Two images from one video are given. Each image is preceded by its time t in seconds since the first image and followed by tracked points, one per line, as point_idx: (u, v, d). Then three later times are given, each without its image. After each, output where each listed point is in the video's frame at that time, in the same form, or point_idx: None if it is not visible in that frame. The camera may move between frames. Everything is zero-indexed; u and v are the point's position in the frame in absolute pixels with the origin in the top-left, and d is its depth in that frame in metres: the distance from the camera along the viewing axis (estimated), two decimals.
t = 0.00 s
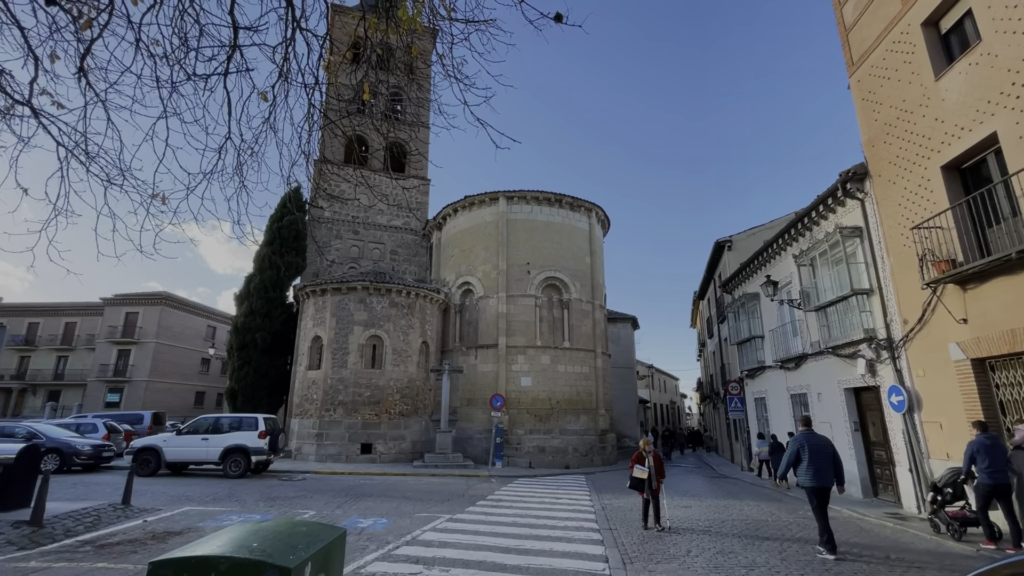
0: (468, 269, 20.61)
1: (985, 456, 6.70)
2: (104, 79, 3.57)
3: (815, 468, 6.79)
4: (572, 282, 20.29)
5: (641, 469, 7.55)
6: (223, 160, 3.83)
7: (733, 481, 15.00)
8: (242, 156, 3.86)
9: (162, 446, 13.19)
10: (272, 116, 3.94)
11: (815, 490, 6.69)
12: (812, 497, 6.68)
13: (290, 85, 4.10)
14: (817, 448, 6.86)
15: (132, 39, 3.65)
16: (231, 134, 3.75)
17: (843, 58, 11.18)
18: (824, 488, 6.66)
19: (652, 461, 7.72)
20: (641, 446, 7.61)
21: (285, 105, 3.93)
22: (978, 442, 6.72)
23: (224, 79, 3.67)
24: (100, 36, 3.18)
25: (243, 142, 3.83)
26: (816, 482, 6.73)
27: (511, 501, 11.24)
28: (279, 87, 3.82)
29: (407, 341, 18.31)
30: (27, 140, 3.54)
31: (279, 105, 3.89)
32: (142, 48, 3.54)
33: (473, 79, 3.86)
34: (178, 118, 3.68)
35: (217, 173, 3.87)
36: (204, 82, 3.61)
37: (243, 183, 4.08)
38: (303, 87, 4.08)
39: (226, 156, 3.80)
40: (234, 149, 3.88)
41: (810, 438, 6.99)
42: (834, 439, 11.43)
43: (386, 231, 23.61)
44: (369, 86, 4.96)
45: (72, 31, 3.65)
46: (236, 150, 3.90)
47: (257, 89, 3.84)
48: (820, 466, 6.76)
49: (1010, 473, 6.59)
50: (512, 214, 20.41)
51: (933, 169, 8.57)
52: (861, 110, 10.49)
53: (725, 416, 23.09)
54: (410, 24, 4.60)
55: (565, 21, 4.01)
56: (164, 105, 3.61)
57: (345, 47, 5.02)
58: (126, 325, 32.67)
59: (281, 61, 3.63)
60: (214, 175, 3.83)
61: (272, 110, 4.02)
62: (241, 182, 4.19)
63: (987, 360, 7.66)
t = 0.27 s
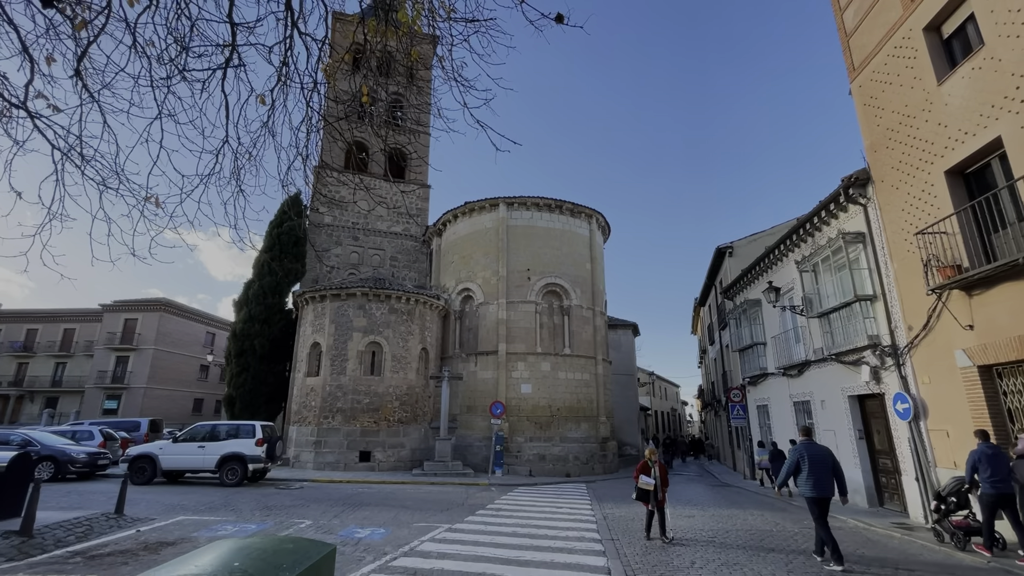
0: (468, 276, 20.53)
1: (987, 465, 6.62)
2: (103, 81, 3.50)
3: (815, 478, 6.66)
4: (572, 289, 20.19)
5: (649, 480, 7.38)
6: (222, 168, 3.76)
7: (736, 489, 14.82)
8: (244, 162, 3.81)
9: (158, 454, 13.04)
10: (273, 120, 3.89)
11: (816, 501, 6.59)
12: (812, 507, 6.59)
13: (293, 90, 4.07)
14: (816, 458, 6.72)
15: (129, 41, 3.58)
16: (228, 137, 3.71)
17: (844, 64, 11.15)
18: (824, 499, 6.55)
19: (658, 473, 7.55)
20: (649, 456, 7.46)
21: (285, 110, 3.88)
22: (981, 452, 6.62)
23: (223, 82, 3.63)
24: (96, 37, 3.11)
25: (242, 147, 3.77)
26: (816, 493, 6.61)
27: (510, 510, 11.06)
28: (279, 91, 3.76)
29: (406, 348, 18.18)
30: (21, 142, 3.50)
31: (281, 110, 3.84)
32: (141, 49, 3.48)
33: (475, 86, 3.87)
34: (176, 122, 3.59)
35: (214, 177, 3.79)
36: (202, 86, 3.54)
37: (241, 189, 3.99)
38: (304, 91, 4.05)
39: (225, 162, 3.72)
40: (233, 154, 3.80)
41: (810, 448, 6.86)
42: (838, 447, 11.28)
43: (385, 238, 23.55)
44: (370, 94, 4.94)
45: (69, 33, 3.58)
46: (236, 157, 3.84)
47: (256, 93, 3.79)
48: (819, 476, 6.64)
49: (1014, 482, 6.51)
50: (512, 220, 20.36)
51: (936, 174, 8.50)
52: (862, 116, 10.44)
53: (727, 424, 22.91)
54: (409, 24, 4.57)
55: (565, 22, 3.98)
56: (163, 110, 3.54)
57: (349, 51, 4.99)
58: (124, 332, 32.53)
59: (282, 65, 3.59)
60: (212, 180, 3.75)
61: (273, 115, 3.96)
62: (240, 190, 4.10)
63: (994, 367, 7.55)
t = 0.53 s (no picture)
0: (468, 282, 20.44)
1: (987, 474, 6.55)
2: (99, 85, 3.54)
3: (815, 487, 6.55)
4: (573, 295, 20.09)
5: (657, 489, 7.18)
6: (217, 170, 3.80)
7: (739, 498, 14.65)
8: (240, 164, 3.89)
9: (154, 462, 12.90)
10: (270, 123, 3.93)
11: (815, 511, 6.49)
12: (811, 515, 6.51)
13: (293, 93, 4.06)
14: (815, 466, 6.61)
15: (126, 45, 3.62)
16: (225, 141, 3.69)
17: (844, 69, 11.11)
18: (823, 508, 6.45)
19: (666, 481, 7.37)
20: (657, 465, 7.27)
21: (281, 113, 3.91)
22: (982, 460, 6.54)
23: (220, 85, 3.67)
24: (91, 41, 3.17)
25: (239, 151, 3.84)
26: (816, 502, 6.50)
27: (511, 519, 10.89)
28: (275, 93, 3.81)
29: (406, 354, 18.07)
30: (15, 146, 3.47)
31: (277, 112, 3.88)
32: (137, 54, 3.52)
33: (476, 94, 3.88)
34: (171, 125, 3.66)
35: (209, 180, 3.82)
36: (198, 89, 3.61)
37: (238, 193, 4.01)
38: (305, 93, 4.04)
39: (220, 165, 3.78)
40: (228, 157, 3.86)
41: (809, 455, 6.75)
42: (843, 455, 11.12)
43: (385, 244, 23.50)
44: (370, 103, 4.97)
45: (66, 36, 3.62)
46: (231, 160, 3.89)
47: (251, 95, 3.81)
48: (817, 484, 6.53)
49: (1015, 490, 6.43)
50: (512, 226, 20.31)
51: (940, 179, 8.43)
52: (864, 121, 10.38)
53: (729, 431, 22.72)
54: (409, 29, 4.56)
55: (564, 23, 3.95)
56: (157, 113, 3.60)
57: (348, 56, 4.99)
58: (124, 339, 32.43)
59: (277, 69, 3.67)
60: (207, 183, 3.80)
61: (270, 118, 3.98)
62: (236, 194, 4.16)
63: (1001, 374, 7.43)
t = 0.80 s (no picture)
0: (468, 287, 20.36)
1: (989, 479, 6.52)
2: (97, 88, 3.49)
3: (816, 492, 6.61)
4: (573, 300, 19.99)
5: (661, 493, 6.98)
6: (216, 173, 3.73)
7: (742, 505, 14.48)
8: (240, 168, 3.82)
9: (151, 469, 12.77)
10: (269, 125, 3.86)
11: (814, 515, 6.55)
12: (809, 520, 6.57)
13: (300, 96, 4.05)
14: (815, 472, 6.67)
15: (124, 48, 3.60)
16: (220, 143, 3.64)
17: (846, 72, 11.06)
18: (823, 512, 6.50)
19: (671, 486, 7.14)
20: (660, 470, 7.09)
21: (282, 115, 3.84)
22: (982, 465, 6.53)
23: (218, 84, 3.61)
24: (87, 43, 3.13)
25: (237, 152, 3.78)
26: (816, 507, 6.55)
27: (511, 526, 10.74)
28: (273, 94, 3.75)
29: (405, 360, 17.96)
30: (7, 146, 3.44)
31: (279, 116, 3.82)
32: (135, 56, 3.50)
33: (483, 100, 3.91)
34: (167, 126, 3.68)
35: (205, 183, 3.75)
36: (194, 90, 3.62)
37: (235, 196, 3.94)
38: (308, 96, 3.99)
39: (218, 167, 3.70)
40: (226, 160, 3.80)
41: (808, 461, 6.83)
42: (848, 461, 10.98)
43: (386, 249, 23.45)
44: (371, 110, 5.01)
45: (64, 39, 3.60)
46: (228, 161, 3.81)
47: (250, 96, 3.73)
48: (817, 490, 6.58)
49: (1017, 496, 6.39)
50: (513, 231, 20.25)
51: (944, 181, 8.35)
52: (866, 124, 10.31)
53: (731, 438, 22.54)
54: (405, 27, 4.54)
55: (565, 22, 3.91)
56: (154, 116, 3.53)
57: (348, 61, 5.02)
58: (123, 344, 32.35)
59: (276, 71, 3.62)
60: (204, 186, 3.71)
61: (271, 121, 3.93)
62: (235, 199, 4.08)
63: (1009, 379, 7.31)
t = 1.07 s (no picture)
0: (469, 291, 20.27)
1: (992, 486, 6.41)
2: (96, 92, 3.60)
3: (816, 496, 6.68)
4: (575, 304, 19.89)
5: (668, 497, 6.81)
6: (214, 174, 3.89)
7: (746, 512, 14.31)
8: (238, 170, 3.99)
9: (149, 474, 12.68)
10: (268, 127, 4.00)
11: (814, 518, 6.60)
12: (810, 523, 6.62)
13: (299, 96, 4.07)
14: (816, 477, 6.78)
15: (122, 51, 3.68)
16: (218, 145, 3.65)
17: (848, 74, 10.99)
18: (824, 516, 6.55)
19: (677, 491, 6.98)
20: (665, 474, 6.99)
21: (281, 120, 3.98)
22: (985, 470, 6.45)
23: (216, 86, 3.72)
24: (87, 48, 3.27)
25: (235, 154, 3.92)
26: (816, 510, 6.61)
27: (512, 533, 10.58)
28: (271, 97, 3.88)
29: (406, 365, 17.86)
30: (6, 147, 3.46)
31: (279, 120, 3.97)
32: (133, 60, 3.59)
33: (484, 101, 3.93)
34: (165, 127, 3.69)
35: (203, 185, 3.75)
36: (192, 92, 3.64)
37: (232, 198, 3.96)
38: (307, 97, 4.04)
39: (216, 168, 3.87)
40: (222, 161, 3.93)
41: (807, 466, 6.95)
42: (853, 467, 10.83)
43: (386, 253, 23.40)
44: (372, 114, 5.03)
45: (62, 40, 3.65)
46: (225, 164, 3.95)
47: (247, 97, 3.86)
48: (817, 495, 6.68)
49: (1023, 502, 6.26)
50: (513, 235, 20.19)
51: (949, 183, 8.26)
52: (869, 126, 10.24)
53: (734, 443, 22.34)
54: (402, 24, 4.52)
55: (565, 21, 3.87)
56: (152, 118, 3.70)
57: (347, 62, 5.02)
58: (124, 349, 32.30)
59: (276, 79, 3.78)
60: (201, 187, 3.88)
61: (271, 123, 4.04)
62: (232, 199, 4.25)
63: (1017, 382, 7.19)
